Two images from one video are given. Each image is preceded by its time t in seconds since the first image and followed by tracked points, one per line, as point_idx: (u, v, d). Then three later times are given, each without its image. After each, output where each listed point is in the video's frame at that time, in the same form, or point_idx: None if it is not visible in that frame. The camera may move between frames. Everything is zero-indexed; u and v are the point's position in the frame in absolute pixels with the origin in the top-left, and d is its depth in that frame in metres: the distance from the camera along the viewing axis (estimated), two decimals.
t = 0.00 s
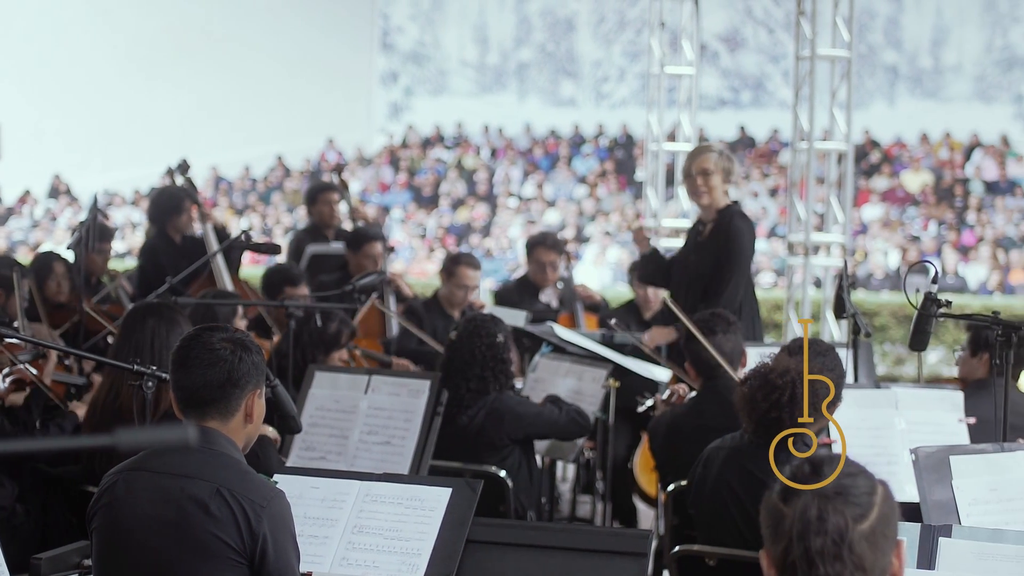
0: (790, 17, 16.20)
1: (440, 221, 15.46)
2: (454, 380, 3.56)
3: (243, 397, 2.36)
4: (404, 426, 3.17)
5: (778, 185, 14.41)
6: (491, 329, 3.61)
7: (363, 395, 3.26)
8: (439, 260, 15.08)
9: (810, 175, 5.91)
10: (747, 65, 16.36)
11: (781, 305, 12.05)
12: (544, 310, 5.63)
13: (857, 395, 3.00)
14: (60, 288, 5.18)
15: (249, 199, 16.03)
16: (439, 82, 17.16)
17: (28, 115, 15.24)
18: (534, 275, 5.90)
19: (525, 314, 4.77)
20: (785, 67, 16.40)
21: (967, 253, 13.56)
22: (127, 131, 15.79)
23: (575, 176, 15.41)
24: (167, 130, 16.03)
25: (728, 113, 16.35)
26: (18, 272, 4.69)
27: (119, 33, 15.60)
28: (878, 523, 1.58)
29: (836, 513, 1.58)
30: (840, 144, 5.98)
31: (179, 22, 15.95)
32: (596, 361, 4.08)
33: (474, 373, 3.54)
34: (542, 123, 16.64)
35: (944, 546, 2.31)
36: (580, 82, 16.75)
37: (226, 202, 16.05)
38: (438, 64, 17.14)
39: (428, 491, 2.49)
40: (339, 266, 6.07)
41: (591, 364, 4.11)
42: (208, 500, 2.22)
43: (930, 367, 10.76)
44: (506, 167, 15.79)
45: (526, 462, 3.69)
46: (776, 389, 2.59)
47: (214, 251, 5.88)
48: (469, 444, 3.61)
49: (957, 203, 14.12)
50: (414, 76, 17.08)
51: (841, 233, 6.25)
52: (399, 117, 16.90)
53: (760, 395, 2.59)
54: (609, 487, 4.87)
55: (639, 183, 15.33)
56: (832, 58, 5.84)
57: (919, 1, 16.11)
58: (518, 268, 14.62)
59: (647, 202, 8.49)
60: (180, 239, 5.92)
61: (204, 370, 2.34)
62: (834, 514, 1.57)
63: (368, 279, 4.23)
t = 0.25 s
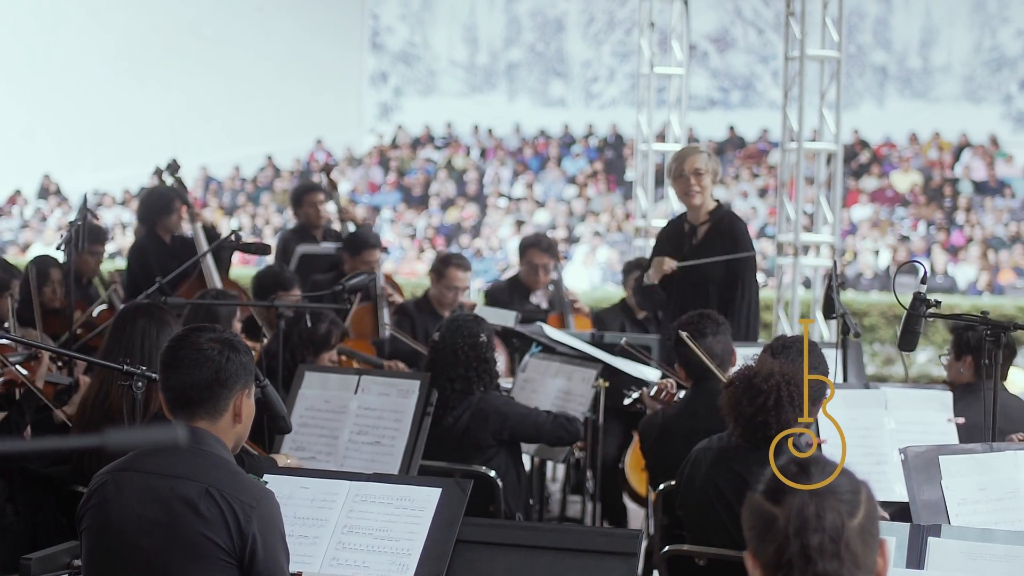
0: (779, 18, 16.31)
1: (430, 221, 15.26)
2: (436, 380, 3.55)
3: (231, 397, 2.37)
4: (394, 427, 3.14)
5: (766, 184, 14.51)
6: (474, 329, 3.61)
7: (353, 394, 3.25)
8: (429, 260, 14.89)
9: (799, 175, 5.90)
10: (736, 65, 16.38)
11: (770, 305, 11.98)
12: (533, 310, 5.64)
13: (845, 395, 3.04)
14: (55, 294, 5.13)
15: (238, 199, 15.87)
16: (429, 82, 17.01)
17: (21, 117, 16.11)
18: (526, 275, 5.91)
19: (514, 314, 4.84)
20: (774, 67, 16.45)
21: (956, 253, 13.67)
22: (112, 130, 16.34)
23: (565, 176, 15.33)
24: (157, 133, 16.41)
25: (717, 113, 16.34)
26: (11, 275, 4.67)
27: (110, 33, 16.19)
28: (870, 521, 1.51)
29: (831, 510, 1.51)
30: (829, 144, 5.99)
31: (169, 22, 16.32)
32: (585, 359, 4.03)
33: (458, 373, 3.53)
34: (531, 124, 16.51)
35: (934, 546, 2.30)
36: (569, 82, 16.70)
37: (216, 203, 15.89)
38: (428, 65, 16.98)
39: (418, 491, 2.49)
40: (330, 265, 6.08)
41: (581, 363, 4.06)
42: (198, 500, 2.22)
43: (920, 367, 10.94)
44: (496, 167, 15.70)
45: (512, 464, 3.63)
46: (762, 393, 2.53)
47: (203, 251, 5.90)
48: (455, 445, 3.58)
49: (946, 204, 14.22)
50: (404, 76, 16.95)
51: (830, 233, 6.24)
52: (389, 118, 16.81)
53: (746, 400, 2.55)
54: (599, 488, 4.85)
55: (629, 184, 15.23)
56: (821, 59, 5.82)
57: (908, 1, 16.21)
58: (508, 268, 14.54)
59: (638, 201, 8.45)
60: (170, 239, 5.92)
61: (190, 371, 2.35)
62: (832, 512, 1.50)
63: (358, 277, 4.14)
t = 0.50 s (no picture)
0: (769, 18, 16.41)
1: (420, 221, 15.27)
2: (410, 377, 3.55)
3: (221, 398, 2.37)
4: (384, 428, 3.07)
5: (757, 184, 14.62)
6: (449, 328, 3.57)
7: (344, 395, 3.19)
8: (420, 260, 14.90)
9: (790, 175, 5.88)
10: (726, 66, 16.42)
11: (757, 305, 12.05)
12: (524, 310, 5.64)
13: (836, 396, 3.02)
14: (52, 301, 5.07)
15: (228, 198, 15.96)
16: (419, 82, 16.80)
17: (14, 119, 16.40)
18: (513, 274, 5.92)
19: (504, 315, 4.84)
20: (765, 67, 16.44)
21: (946, 253, 13.77)
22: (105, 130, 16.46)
23: (556, 176, 15.34)
24: (149, 135, 16.48)
25: (708, 113, 16.36)
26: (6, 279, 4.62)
27: (98, 34, 16.34)
28: (857, 522, 1.44)
29: (815, 510, 1.45)
30: (821, 144, 5.97)
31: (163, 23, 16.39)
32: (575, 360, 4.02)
33: (433, 371, 3.53)
34: (523, 124, 16.31)
35: (924, 544, 2.30)
36: (560, 83, 16.54)
37: (207, 203, 15.94)
38: (418, 65, 16.79)
39: (408, 491, 2.49)
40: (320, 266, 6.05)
41: (570, 363, 4.06)
42: (187, 501, 2.21)
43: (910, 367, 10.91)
44: (486, 167, 15.64)
45: (492, 464, 3.56)
46: (746, 390, 2.52)
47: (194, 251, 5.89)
48: (435, 443, 3.50)
49: (937, 203, 14.21)
50: (394, 76, 16.71)
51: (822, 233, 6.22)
52: (379, 118, 16.62)
53: (731, 398, 2.53)
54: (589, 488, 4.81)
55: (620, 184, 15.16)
56: (811, 59, 5.81)
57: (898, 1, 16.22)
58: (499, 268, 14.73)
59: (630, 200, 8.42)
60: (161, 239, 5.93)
61: (179, 371, 2.35)
62: (815, 513, 1.44)
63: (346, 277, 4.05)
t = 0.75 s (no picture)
0: (754, 17, 16.57)
1: (405, 221, 15.09)
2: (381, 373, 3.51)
3: (205, 397, 2.36)
4: (369, 426, 3.04)
5: (742, 184, 14.54)
6: (421, 325, 3.52)
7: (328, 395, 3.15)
8: (405, 259, 14.67)
9: (774, 175, 5.90)
10: (712, 65, 16.56)
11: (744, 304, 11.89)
12: (511, 310, 5.64)
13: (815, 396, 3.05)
14: (39, 304, 5.07)
15: (213, 199, 15.74)
16: (405, 82, 16.97)
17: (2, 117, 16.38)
18: (504, 276, 5.95)
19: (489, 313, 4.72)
20: (750, 67, 16.58)
21: (931, 253, 13.80)
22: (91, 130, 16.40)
23: (541, 176, 15.37)
24: (135, 135, 16.42)
25: (694, 113, 16.39)
26: None
27: (85, 32, 16.31)
28: (852, 522, 1.47)
29: (818, 510, 1.46)
30: (805, 144, 5.98)
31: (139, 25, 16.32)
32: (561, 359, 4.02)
33: (409, 369, 3.49)
34: (507, 123, 16.49)
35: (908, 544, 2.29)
36: (546, 83, 16.78)
37: (191, 203, 15.71)
38: (403, 64, 16.94)
39: (393, 491, 2.49)
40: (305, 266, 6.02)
41: (556, 363, 4.06)
42: (172, 500, 2.21)
43: (894, 365, 11.02)
44: (472, 167, 15.62)
45: (475, 458, 3.56)
46: (723, 386, 2.57)
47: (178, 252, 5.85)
48: (420, 443, 3.52)
49: (921, 203, 14.34)
50: (380, 76, 16.86)
51: (806, 233, 6.23)
52: (365, 118, 16.72)
53: (709, 395, 2.58)
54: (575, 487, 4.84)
55: (605, 183, 15.22)
56: (797, 58, 5.83)
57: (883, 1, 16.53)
58: (484, 268, 14.51)
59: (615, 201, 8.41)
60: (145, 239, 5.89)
61: (165, 371, 2.34)
62: (818, 513, 1.44)
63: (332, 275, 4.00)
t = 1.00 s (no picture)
0: (739, 17, 16.81)
1: (390, 221, 15.06)
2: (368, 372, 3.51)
3: (190, 396, 2.36)
4: (353, 427, 3.02)
5: (727, 184, 14.51)
6: (408, 325, 3.53)
7: (313, 394, 3.10)
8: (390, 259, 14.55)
9: (759, 175, 5.91)
10: (696, 65, 16.79)
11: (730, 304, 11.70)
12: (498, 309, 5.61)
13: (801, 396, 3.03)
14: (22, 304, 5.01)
15: (197, 199, 15.63)
16: (390, 82, 17.21)
17: None
18: (484, 270, 5.88)
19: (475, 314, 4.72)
20: (734, 67, 16.83)
21: (915, 253, 13.87)
22: (78, 125, 16.27)
23: (526, 176, 15.43)
24: (120, 130, 16.36)
25: (678, 112, 16.66)
26: None
27: (70, 30, 16.12)
28: (840, 521, 1.43)
29: (806, 510, 1.42)
30: (790, 143, 5.99)
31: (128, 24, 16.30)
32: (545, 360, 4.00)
33: (395, 369, 3.48)
34: (492, 123, 16.66)
35: (891, 543, 2.29)
36: (530, 83, 17.04)
37: (176, 203, 15.60)
38: (388, 64, 17.19)
39: (377, 491, 2.49)
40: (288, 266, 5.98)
41: (540, 363, 4.04)
42: (156, 500, 2.20)
43: (880, 365, 10.81)
44: (457, 167, 15.74)
45: (465, 452, 3.56)
46: (693, 389, 2.58)
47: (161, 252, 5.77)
48: (406, 442, 3.52)
49: (906, 203, 14.54)
50: (365, 77, 17.12)
51: (790, 233, 6.24)
52: (350, 117, 16.92)
53: (680, 398, 2.59)
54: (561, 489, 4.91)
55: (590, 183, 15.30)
56: (782, 58, 5.85)
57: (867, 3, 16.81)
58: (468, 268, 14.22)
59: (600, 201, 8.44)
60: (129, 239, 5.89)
61: (149, 370, 2.34)
62: (806, 513, 1.41)
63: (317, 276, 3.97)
